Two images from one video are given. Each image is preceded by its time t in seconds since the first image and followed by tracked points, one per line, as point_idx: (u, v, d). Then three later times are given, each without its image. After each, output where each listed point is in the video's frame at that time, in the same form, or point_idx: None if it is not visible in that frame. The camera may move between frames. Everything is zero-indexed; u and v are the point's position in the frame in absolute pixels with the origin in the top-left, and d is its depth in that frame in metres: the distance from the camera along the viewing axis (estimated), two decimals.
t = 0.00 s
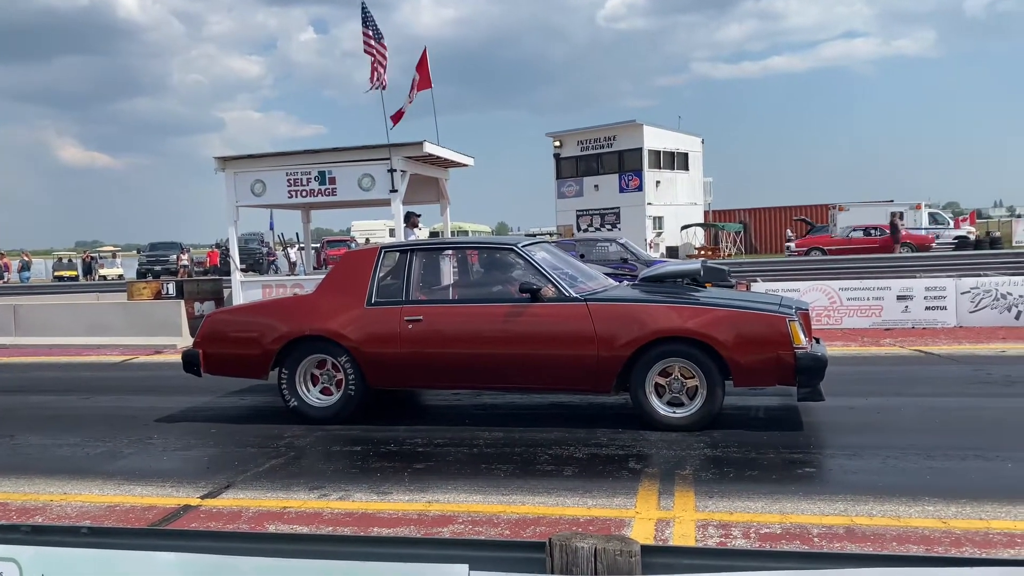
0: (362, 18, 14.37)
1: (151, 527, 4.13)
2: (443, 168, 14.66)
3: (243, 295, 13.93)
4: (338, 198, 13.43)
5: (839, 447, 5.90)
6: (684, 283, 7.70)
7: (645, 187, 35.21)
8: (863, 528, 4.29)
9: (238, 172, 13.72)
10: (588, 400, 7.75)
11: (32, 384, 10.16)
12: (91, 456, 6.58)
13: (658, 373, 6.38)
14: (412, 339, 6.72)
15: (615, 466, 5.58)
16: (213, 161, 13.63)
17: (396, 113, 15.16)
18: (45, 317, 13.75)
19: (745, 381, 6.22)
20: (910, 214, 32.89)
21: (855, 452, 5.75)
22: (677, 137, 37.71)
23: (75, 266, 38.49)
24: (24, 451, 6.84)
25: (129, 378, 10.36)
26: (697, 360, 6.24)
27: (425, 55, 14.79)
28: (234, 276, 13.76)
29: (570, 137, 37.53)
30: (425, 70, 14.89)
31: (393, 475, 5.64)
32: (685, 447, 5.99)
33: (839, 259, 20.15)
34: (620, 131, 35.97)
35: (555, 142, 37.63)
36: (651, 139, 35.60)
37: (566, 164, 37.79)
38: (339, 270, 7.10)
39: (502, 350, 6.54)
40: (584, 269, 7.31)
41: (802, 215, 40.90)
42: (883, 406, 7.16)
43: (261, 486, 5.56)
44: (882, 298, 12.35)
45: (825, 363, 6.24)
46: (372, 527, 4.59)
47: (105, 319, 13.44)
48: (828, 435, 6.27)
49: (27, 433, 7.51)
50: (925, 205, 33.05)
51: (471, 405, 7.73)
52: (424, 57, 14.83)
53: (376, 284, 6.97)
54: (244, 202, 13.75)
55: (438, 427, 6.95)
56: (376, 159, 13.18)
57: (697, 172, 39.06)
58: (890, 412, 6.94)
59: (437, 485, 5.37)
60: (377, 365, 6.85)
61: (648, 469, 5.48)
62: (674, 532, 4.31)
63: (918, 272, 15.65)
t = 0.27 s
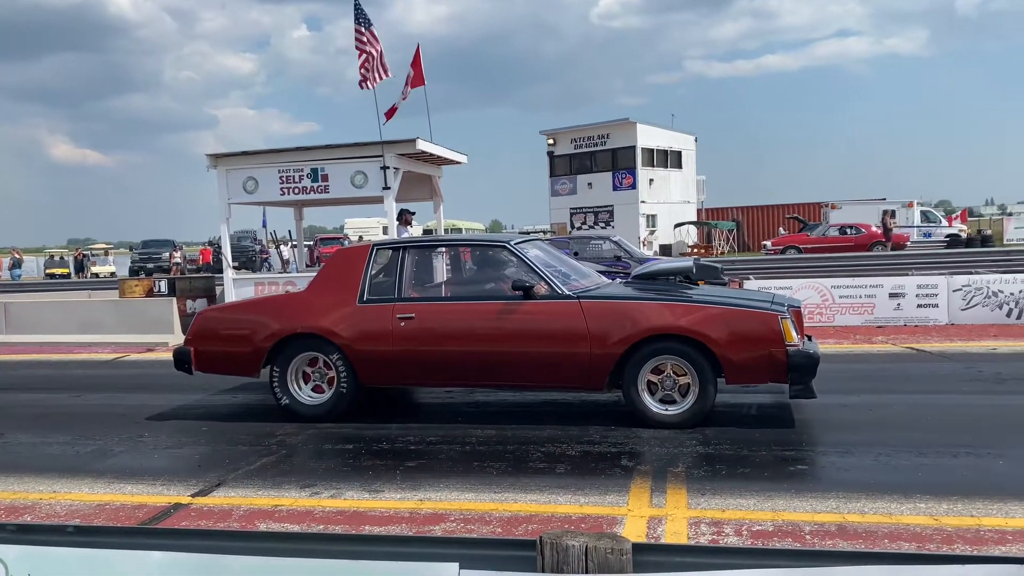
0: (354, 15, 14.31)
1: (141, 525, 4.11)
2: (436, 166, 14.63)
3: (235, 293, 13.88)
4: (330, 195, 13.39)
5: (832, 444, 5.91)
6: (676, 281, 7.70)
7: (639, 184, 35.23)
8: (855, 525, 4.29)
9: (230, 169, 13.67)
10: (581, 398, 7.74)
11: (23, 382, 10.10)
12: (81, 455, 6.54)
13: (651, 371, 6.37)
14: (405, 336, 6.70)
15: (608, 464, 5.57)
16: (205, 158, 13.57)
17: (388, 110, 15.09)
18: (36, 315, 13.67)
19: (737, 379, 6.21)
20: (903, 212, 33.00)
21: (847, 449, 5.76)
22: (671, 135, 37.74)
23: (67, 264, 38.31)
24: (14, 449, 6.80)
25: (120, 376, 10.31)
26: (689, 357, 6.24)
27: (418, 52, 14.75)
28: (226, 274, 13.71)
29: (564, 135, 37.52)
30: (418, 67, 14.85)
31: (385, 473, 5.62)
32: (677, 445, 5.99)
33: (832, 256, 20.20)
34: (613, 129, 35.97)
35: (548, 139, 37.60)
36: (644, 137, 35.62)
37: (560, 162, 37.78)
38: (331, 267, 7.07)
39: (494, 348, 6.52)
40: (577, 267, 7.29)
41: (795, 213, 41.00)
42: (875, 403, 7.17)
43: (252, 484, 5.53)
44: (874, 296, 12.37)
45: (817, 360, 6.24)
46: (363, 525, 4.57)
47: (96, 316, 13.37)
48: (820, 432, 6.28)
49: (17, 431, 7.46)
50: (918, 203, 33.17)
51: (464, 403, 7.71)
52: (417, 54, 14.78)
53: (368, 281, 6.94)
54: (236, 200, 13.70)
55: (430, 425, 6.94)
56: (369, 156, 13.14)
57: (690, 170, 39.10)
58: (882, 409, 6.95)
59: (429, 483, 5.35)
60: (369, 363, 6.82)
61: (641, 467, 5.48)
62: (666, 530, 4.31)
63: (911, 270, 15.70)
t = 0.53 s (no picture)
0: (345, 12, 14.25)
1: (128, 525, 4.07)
2: (428, 163, 14.59)
3: (226, 290, 13.82)
4: (322, 192, 13.34)
5: (823, 442, 5.90)
6: (668, 279, 7.69)
7: (631, 182, 35.25)
8: (846, 523, 4.29)
9: (220, 167, 13.59)
10: (572, 396, 7.72)
11: (12, 381, 10.03)
12: (70, 453, 6.49)
13: (642, 369, 6.36)
14: (396, 334, 6.67)
15: (599, 462, 5.56)
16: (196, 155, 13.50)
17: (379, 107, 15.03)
18: (26, 313, 13.58)
19: (729, 377, 6.21)
20: (894, 211, 33.09)
21: (838, 447, 5.76)
22: (663, 133, 37.76)
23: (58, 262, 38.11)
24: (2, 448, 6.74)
25: (110, 374, 10.25)
26: (681, 355, 6.23)
27: (410, 49, 14.70)
28: (217, 272, 13.65)
29: (557, 133, 37.50)
30: (410, 65, 14.80)
31: (376, 472, 5.59)
32: (669, 443, 5.98)
33: (823, 254, 20.23)
34: (606, 127, 35.97)
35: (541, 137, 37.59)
36: (637, 135, 35.63)
37: (552, 160, 37.77)
38: (321, 265, 7.03)
39: (486, 345, 6.50)
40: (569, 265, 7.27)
41: (787, 211, 41.08)
42: (866, 401, 7.18)
43: (242, 483, 5.49)
44: (866, 294, 12.39)
45: (809, 358, 6.23)
46: (353, 525, 4.54)
47: (86, 314, 13.29)
48: (812, 430, 6.28)
49: (5, 430, 7.40)
50: (909, 201, 33.27)
51: (456, 401, 7.69)
52: (409, 51, 14.74)
53: (359, 279, 6.90)
54: (227, 197, 13.63)
55: (421, 423, 6.91)
56: (360, 153, 13.10)
57: (683, 168, 39.14)
58: (873, 407, 6.96)
59: (420, 482, 5.33)
60: (360, 361, 6.80)
61: (633, 465, 5.46)
62: (657, 528, 4.29)
63: (902, 268, 15.72)
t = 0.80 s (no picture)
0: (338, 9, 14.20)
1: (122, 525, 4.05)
2: (422, 162, 14.57)
3: (219, 289, 13.78)
4: (315, 191, 13.29)
5: (817, 441, 5.91)
6: (663, 277, 7.68)
7: (626, 181, 35.26)
8: (841, 521, 4.30)
9: (214, 164, 13.53)
10: (567, 395, 7.72)
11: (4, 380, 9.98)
12: (62, 453, 6.46)
13: (637, 367, 6.36)
14: (390, 333, 6.66)
15: (594, 461, 5.56)
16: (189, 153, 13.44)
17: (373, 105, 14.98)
18: (18, 311, 13.51)
19: (724, 375, 6.21)
20: (888, 209, 33.19)
21: (833, 446, 5.76)
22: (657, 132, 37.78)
23: (50, 260, 37.96)
24: None
25: (103, 373, 10.21)
26: (676, 353, 6.23)
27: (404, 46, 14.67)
28: (210, 270, 13.60)
29: (551, 131, 37.49)
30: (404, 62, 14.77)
31: (370, 471, 5.58)
32: (664, 441, 5.98)
33: (817, 253, 20.26)
34: (600, 126, 35.97)
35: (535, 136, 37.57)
36: (631, 134, 35.64)
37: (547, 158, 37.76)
38: (315, 264, 7.00)
39: (480, 344, 6.49)
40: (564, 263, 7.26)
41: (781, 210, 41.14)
42: (861, 399, 7.19)
43: (236, 483, 5.47)
44: (860, 292, 12.43)
45: (803, 356, 6.24)
46: (348, 524, 4.52)
47: (79, 313, 13.22)
48: (807, 428, 6.28)
49: None
50: (903, 200, 33.36)
51: (450, 400, 7.68)
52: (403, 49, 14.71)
53: (353, 278, 6.88)
54: (220, 195, 13.58)
55: (416, 422, 6.90)
56: (354, 151, 13.06)
57: (677, 167, 39.18)
58: (867, 405, 6.97)
59: (415, 481, 5.32)
60: (354, 360, 6.78)
61: (628, 464, 5.46)
62: (653, 527, 4.29)
63: (896, 266, 15.75)
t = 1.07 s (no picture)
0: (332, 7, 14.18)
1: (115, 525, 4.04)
2: (417, 161, 14.56)
3: (214, 288, 13.75)
4: (310, 190, 13.27)
5: (812, 439, 5.92)
6: (657, 276, 7.69)
7: (620, 180, 35.29)
8: (835, 519, 4.30)
9: (208, 163, 13.49)
10: (562, 393, 7.72)
11: None
12: (56, 453, 6.44)
13: (632, 366, 6.36)
14: (385, 333, 6.65)
15: (589, 460, 5.56)
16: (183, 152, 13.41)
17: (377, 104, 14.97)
18: (12, 311, 13.47)
19: (718, 374, 6.22)
20: (882, 208, 33.27)
21: (827, 444, 5.78)
22: (652, 131, 37.81)
23: (44, 259, 37.84)
24: None
25: (97, 373, 10.18)
26: (670, 352, 6.23)
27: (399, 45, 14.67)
28: (205, 269, 13.58)
29: (546, 130, 37.50)
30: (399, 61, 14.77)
31: (365, 470, 5.58)
32: (659, 440, 5.99)
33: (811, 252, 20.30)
34: (595, 125, 35.99)
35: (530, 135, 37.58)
36: (626, 133, 35.67)
37: (542, 157, 37.76)
38: (310, 263, 6.99)
39: (475, 343, 6.49)
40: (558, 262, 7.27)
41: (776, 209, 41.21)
42: (855, 398, 7.21)
43: (230, 482, 5.46)
44: (854, 291, 12.46)
45: (798, 355, 6.25)
46: (343, 523, 4.52)
47: (73, 313, 13.18)
48: (801, 427, 6.29)
49: None
50: (897, 199, 33.44)
51: (445, 399, 7.68)
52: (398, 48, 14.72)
53: (348, 277, 6.87)
54: (215, 194, 13.55)
55: (411, 421, 6.90)
56: (349, 151, 13.04)
57: (672, 166, 39.23)
58: (861, 404, 6.99)
59: (410, 480, 5.32)
60: (349, 359, 6.77)
61: (623, 463, 5.47)
62: (648, 526, 4.29)
63: (890, 265, 15.79)
